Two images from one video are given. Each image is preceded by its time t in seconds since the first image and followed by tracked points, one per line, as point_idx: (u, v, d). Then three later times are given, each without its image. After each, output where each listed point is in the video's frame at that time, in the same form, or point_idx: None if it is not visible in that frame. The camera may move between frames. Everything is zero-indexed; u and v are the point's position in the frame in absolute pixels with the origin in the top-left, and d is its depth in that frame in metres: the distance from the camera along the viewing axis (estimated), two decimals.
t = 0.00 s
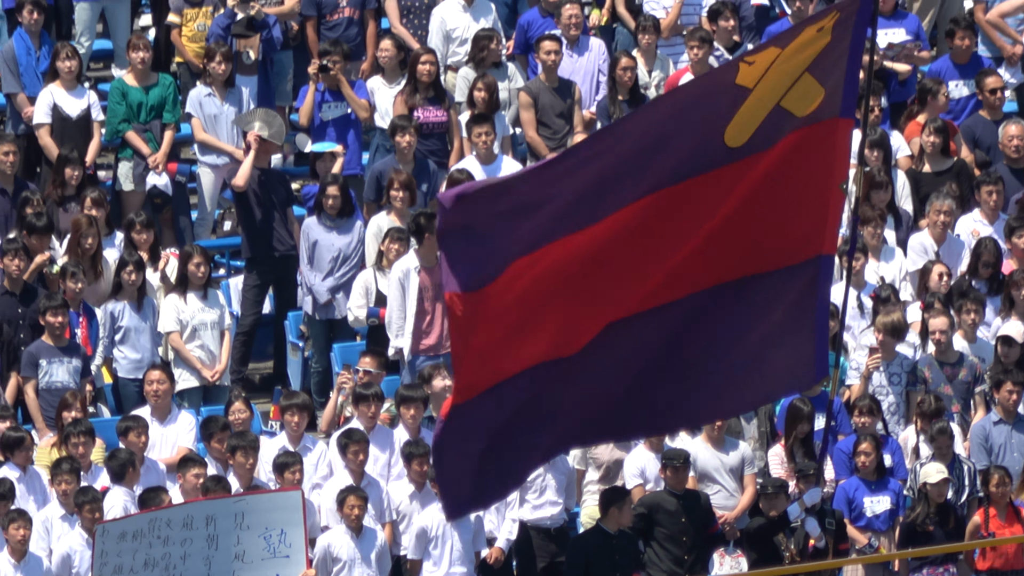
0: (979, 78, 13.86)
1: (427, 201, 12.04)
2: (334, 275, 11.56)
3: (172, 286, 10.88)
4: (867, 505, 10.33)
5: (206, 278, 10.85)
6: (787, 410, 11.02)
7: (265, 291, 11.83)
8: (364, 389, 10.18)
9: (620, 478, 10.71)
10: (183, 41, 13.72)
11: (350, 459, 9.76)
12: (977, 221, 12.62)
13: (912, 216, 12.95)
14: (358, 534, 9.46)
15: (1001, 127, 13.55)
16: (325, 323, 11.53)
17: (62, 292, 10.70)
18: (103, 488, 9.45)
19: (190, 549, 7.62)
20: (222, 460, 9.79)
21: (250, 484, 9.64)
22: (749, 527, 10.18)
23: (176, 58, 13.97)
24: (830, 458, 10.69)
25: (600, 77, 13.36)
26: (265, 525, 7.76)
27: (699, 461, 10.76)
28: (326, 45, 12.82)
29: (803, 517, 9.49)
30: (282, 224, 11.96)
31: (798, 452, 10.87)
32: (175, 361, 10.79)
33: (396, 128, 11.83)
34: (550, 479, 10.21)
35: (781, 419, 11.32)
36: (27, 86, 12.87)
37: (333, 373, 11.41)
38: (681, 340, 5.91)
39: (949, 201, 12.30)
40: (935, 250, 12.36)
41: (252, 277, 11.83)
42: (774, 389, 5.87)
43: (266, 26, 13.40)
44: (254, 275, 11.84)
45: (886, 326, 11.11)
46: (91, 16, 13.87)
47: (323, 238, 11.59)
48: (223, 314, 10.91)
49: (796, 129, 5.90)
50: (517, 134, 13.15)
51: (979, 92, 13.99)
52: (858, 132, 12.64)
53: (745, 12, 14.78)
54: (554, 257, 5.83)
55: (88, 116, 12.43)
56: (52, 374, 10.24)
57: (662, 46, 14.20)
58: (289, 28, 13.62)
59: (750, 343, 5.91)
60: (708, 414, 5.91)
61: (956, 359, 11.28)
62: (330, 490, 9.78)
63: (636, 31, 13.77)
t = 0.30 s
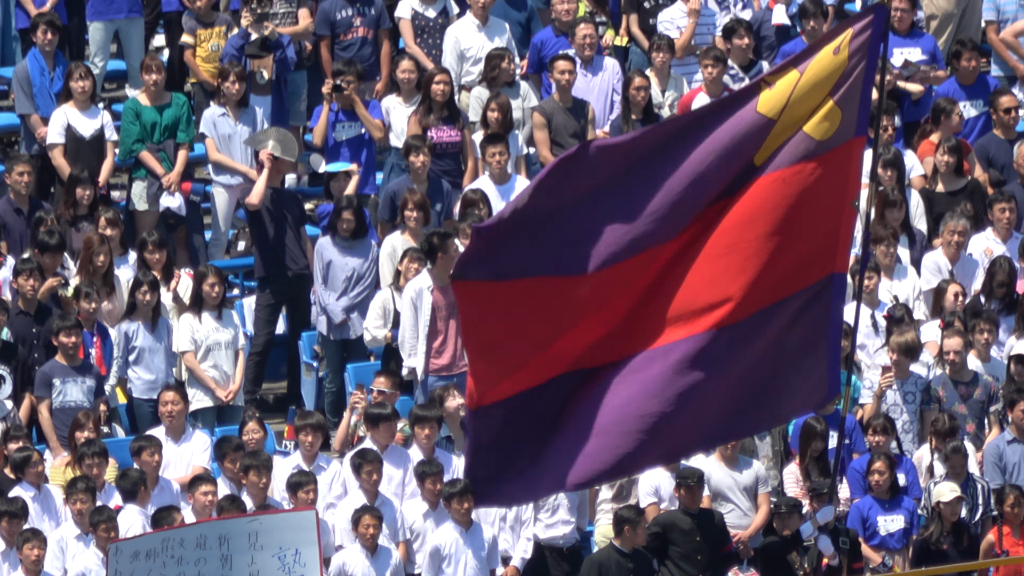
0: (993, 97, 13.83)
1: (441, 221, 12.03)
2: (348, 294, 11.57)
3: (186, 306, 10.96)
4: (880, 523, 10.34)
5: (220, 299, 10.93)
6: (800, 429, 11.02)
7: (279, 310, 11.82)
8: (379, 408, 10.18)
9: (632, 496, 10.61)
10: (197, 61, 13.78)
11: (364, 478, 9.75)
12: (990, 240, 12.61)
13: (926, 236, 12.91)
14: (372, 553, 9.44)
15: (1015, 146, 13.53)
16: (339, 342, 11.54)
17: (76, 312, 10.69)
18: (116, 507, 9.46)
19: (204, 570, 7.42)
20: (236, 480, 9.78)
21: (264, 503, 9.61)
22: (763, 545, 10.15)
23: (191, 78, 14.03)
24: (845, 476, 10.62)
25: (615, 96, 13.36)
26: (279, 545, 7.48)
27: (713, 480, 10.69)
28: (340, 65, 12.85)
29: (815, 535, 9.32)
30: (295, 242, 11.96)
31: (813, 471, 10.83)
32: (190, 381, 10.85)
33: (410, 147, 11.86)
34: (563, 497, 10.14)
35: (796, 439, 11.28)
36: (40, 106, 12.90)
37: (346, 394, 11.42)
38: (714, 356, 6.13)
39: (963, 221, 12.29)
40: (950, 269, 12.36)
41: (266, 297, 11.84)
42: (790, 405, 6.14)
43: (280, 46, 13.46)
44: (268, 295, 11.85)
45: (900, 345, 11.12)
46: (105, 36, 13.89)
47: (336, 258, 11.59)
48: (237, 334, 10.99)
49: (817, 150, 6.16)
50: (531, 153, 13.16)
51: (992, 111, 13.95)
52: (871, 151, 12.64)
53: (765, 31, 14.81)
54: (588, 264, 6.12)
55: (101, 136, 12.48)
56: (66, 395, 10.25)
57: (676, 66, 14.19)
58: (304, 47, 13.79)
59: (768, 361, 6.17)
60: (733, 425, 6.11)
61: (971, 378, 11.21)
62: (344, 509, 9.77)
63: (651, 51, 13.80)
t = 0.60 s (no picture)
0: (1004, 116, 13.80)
1: (450, 241, 12.07)
2: (357, 314, 11.56)
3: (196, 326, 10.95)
4: (891, 543, 10.24)
5: (230, 318, 10.92)
6: (810, 448, 10.98)
7: (287, 330, 11.85)
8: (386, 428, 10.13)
9: (641, 515, 10.56)
10: (206, 82, 13.77)
11: (373, 499, 9.74)
12: (998, 258, 12.58)
13: (936, 254, 12.91)
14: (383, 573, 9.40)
15: None
16: (349, 361, 11.58)
17: (85, 332, 10.69)
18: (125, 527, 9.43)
19: None
20: (246, 500, 9.76)
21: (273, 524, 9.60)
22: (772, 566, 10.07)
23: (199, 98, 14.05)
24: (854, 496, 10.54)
25: (623, 116, 13.44)
26: (292, 566, 7.54)
27: (722, 499, 10.65)
28: (349, 84, 12.87)
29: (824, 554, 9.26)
30: (304, 262, 11.97)
31: (823, 490, 10.80)
32: (199, 402, 10.84)
33: (418, 167, 11.86)
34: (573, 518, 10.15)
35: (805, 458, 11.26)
36: (49, 127, 12.92)
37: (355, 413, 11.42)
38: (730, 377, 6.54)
39: (973, 239, 12.28)
40: (960, 288, 12.34)
41: (275, 316, 11.87)
42: (798, 419, 6.58)
43: (289, 66, 13.53)
44: (278, 313, 11.87)
45: (909, 366, 11.04)
46: (114, 57, 13.97)
47: (345, 278, 11.59)
48: (246, 354, 10.98)
49: (824, 174, 6.58)
50: (540, 172, 13.16)
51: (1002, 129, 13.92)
52: (881, 170, 12.65)
53: (782, 50, 14.96)
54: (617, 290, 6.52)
55: (110, 156, 12.45)
56: (76, 415, 10.26)
57: (685, 85, 14.23)
58: (313, 68, 13.80)
59: (773, 384, 6.57)
60: (743, 440, 6.56)
61: (979, 398, 11.21)
62: (353, 529, 9.75)
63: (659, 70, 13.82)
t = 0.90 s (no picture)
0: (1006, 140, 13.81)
1: (452, 266, 12.09)
2: (360, 338, 11.59)
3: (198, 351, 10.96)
4: (894, 568, 10.24)
5: (232, 343, 10.92)
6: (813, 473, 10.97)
7: (291, 355, 11.84)
8: (389, 453, 10.08)
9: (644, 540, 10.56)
10: (207, 107, 13.81)
11: (376, 523, 9.73)
12: (1000, 283, 12.58)
13: (938, 278, 12.95)
14: None
15: None
16: (352, 387, 11.58)
17: (88, 357, 10.72)
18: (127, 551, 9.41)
19: None
20: (249, 525, 9.75)
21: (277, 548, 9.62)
22: None
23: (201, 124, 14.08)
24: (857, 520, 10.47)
25: (625, 141, 13.41)
26: None
27: (726, 524, 10.61)
28: (351, 110, 12.92)
29: None
30: (309, 289, 12.01)
31: (825, 515, 10.79)
32: (202, 427, 10.86)
33: (420, 193, 11.89)
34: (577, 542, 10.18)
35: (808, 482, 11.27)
36: (50, 152, 12.96)
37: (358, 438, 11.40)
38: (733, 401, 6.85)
39: (975, 264, 12.31)
40: (962, 312, 12.36)
41: (279, 341, 11.87)
42: (799, 442, 6.85)
43: (290, 92, 13.63)
44: (282, 338, 11.88)
45: (912, 390, 11.05)
46: (116, 82, 13.99)
47: (348, 303, 11.59)
48: (249, 379, 10.97)
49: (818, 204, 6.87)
50: (542, 198, 13.19)
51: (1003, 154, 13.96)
52: (883, 195, 12.70)
53: (792, 72, 14.85)
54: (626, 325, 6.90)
55: (112, 181, 12.49)
56: (79, 440, 10.26)
57: (687, 111, 14.28)
58: (314, 93, 13.86)
59: (776, 410, 6.86)
60: (747, 463, 6.85)
61: (982, 423, 11.22)
62: (355, 554, 9.76)
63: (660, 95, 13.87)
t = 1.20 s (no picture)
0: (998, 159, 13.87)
1: (445, 286, 12.07)
2: (352, 358, 11.60)
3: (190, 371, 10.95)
4: None
5: (224, 364, 10.92)
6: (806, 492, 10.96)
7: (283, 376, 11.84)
8: (381, 474, 10.06)
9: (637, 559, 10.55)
10: (200, 128, 13.83)
11: (368, 543, 9.72)
12: (991, 302, 12.64)
13: (930, 298, 13.03)
14: None
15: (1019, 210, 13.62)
16: (345, 407, 11.55)
17: (80, 378, 10.71)
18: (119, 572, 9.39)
19: None
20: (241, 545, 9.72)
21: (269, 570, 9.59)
22: None
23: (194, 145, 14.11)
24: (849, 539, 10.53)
25: (617, 160, 13.47)
26: None
27: (718, 544, 10.60)
28: (343, 131, 12.94)
29: None
30: (303, 311, 11.99)
31: (817, 534, 10.77)
32: (194, 447, 10.83)
33: (412, 213, 11.90)
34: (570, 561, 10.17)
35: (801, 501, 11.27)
36: (43, 173, 12.94)
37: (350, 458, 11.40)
38: (723, 425, 6.63)
39: (967, 283, 12.35)
40: (954, 331, 12.39)
41: (272, 361, 11.84)
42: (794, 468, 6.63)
43: (282, 113, 13.61)
44: (275, 359, 11.85)
45: (904, 408, 11.04)
46: (109, 102, 14.10)
47: (340, 324, 11.59)
48: (241, 399, 10.96)
49: (813, 219, 6.58)
50: (534, 218, 13.21)
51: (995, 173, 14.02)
52: (875, 214, 12.75)
53: (787, 91, 14.89)
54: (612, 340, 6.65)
55: (103, 203, 12.51)
56: (71, 461, 10.29)
57: (679, 130, 14.33)
58: (306, 113, 13.88)
59: (767, 430, 6.64)
60: (739, 489, 6.67)
61: (975, 441, 11.24)
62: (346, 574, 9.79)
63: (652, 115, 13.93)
